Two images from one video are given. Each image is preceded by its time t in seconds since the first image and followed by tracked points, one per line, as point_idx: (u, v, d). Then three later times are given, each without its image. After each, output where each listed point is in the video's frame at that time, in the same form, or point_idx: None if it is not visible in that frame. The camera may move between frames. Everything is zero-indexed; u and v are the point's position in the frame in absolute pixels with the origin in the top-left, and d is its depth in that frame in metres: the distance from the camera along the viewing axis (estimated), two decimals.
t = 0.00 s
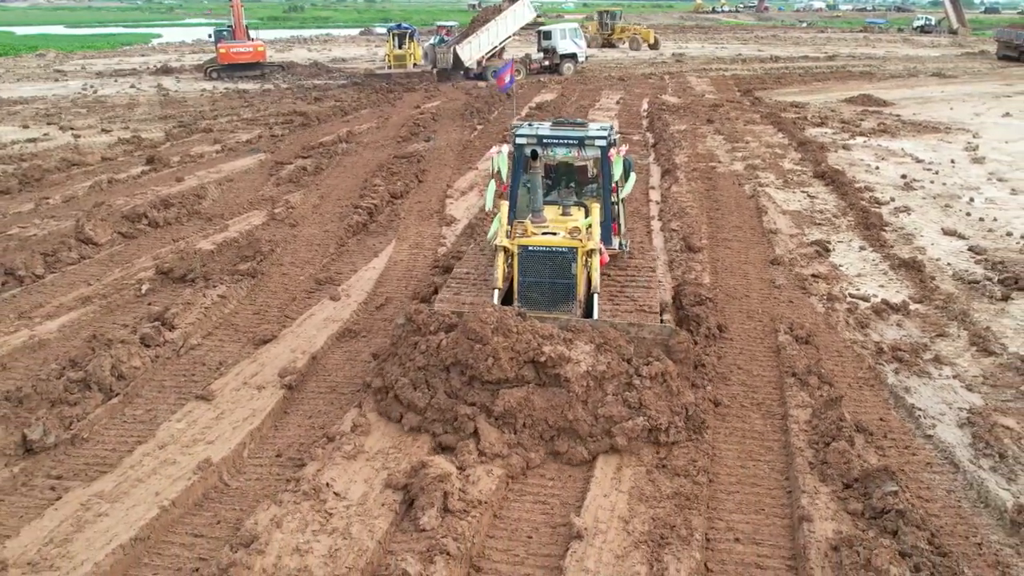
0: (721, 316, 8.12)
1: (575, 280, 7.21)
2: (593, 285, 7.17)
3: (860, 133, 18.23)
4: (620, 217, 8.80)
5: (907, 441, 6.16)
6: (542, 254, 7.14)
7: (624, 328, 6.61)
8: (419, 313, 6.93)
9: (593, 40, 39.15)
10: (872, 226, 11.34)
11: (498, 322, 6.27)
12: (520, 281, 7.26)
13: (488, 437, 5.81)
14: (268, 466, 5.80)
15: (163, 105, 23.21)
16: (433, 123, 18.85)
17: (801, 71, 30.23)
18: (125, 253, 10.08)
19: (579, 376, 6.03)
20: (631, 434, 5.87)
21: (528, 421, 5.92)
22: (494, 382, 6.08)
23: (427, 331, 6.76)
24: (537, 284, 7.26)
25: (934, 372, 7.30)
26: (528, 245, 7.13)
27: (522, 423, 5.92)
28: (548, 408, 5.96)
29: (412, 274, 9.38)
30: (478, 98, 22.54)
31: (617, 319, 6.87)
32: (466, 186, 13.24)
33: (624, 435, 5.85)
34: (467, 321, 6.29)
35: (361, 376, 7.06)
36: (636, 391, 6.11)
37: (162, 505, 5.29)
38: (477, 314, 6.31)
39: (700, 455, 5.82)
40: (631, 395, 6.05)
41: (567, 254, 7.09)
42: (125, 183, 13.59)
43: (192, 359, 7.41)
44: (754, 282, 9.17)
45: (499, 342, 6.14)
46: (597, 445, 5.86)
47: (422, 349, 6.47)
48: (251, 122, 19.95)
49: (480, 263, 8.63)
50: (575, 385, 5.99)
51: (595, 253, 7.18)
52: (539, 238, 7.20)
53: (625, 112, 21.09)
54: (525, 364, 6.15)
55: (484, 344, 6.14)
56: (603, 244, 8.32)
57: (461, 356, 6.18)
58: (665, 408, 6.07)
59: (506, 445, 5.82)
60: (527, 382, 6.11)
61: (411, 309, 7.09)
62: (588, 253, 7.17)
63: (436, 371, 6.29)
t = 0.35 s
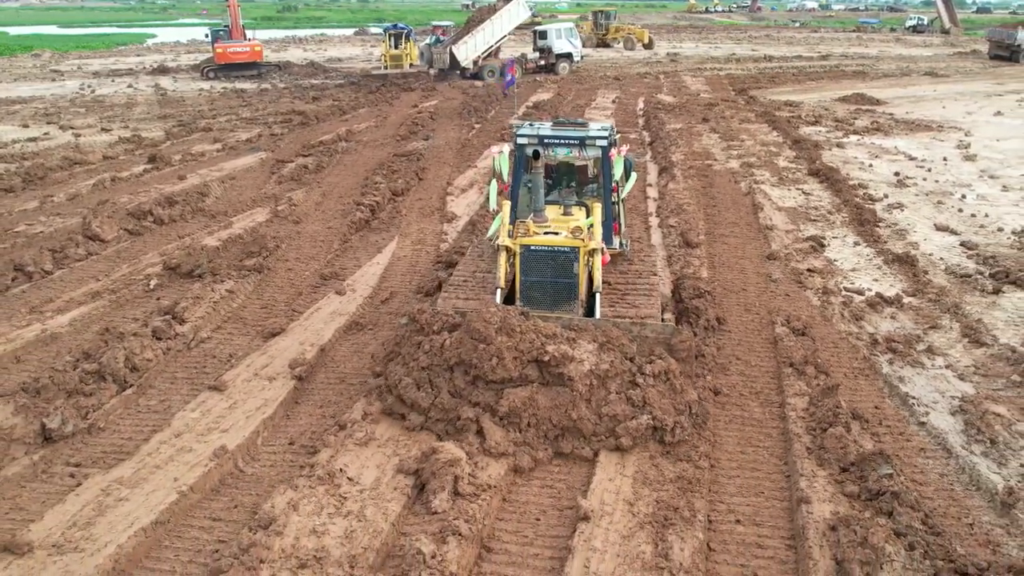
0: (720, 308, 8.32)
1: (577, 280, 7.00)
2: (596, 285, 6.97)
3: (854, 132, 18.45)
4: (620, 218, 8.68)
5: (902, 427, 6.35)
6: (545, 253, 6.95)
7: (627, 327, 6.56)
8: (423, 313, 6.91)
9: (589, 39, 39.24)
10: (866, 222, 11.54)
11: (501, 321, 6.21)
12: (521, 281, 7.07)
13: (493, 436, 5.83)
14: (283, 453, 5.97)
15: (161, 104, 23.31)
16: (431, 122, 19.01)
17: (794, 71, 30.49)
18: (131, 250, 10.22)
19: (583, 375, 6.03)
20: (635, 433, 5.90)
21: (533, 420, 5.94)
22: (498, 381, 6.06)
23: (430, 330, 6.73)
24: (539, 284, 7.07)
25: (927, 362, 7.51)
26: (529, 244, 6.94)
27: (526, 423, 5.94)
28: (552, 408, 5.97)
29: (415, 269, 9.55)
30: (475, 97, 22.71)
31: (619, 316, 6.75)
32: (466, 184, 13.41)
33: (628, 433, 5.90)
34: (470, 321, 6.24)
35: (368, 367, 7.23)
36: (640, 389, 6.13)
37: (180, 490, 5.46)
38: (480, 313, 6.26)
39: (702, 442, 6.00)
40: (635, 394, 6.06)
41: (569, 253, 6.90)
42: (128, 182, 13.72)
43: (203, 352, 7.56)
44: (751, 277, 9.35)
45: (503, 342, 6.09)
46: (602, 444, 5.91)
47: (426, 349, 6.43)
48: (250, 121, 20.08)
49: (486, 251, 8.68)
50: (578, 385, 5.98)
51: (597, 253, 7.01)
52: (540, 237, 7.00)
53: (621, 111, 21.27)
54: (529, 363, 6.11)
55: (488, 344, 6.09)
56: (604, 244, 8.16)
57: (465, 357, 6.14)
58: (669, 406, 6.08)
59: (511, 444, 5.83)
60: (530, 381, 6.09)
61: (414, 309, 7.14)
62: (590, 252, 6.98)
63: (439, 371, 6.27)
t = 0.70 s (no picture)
0: (717, 302, 8.50)
1: (579, 280, 7.00)
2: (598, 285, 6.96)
3: (847, 130, 18.65)
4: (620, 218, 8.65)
5: (896, 416, 6.53)
6: (546, 253, 6.93)
7: (629, 326, 6.62)
8: (426, 314, 6.92)
9: (582, 39, 39.50)
10: (859, 218, 11.73)
11: (504, 322, 6.21)
12: (523, 281, 7.06)
13: (497, 436, 5.83)
14: (295, 441, 6.13)
15: (158, 104, 23.41)
16: (428, 121, 19.15)
17: (787, 70, 30.74)
18: (136, 247, 10.36)
19: (585, 375, 6.05)
20: (639, 433, 5.93)
21: (536, 421, 5.95)
22: (501, 382, 6.07)
23: (433, 330, 6.74)
24: (541, 284, 7.06)
25: (919, 353, 7.70)
26: (531, 244, 6.92)
27: (530, 423, 5.95)
28: (555, 408, 5.99)
29: (418, 265, 9.71)
30: (471, 96, 22.85)
31: (621, 316, 6.79)
32: (465, 182, 13.56)
33: (632, 433, 5.92)
34: (473, 322, 6.25)
35: (375, 359, 7.38)
36: (643, 388, 6.15)
37: (196, 477, 5.60)
38: (483, 314, 6.26)
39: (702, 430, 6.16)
40: (637, 393, 6.08)
41: (571, 253, 6.89)
42: (130, 180, 13.84)
43: (211, 346, 7.70)
44: (747, 272, 9.52)
45: (506, 343, 6.10)
46: (606, 444, 5.93)
47: (428, 350, 6.42)
48: (247, 120, 20.21)
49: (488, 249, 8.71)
50: (581, 385, 6.00)
51: (599, 252, 7.00)
52: (542, 237, 7.00)
53: (616, 110, 21.44)
54: (532, 364, 6.12)
55: (491, 345, 6.10)
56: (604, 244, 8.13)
57: (468, 358, 6.15)
58: (671, 405, 6.13)
59: (515, 444, 5.84)
60: (534, 382, 6.10)
61: (417, 309, 7.16)
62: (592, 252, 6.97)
63: (442, 371, 6.29)
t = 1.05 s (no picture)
0: (716, 296, 8.66)
1: (581, 280, 7.02)
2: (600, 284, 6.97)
3: (841, 129, 18.84)
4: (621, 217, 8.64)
5: (892, 404, 6.69)
6: (549, 252, 6.96)
7: (632, 326, 6.64)
8: (428, 313, 6.89)
9: (577, 39, 39.83)
10: (854, 215, 11.91)
11: (508, 322, 6.22)
12: (525, 280, 7.08)
13: (502, 435, 5.87)
14: (305, 431, 6.26)
15: (156, 104, 23.50)
16: (425, 121, 19.29)
17: (780, 69, 30.98)
18: (141, 244, 10.47)
19: (589, 375, 6.07)
20: (644, 431, 5.94)
21: (541, 421, 5.99)
22: (506, 382, 6.11)
23: (436, 330, 6.73)
24: (543, 283, 7.06)
25: (914, 344, 7.87)
26: (533, 244, 6.95)
27: (535, 423, 5.99)
28: (560, 408, 6.02)
29: (420, 260, 9.87)
30: (468, 96, 22.99)
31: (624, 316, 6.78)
32: (464, 180, 13.71)
33: (637, 432, 5.93)
34: (476, 322, 6.27)
35: (381, 351, 7.52)
36: (647, 387, 6.17)
37: (210, 465, 5.73)
38: (487, 314, 6.27)
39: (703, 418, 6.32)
40: (642, 392, 6.10)
41: (573, 252, 6.93)
42: (132, 178, 13.94)
43: (219, 339, 7.83)
44: (745, 267, 9.69)
45: (509, 344, 6.12)
46: (609, 443, 5.95)
47: (431, 350, 6.44)
48: (245, 120, 20.32)
49: (490, 247, 8.80)
50: (585, 384, 6.02)
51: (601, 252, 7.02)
52: (545, 237, 7.03)
53: (612, 109, 21.60)
54: (536, 363, 6.15)
55: (495, 345, 6.12)
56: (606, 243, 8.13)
57: (472, 358, 6.18)
58: (675, 404, 6.15)
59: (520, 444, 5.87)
60: (538, 382, 6.13)
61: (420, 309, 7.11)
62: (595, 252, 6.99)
63: (445, 371, 6.32)
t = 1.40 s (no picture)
0: (716, 289, 8.81)
1: (585, 278, 7.00)
2: (603, 283, 6.96)
3: (836, 127, 19.01)
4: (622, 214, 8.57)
5: (890, 394, 6.83)
6: (552, 251, 6.94)
7: (636, 323, 6.57)
8: (432, 311, 6.80)
9: (571, 38, 39.95)
10: (850, 210, 12.06)
11: (513, 320, 6.19)
12: (528, 279, 7.07)
13: (509, 434, 5.89)
14: (315, 420, 6.37)
15: (153, 102, 23.58)
16: (423, 119, 19.42)
17: (774, 69, 31.17)
18: (145, 240, 10.57)
19: (595, 373, 6.07)
20: (650, 429, 5.92)
21: (548, 420, 6.00)
22: (512, 381, 6.13)
23: (441, 329, 6.65)
24: (547, 281, 7.04)
25: (910, 336, 8.01)
26: (536, 242, 6.93)
27: (542, 422, 6.00)
28: (566, 408, 6.02)
29: (423, 254, 9.99)
30: (465, 95, 23.11)
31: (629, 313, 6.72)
32: (463, 177, 13.82)
33: (643, 430, 5.92)
34: (481, 321, 6.24)
35: (387, 343, 7.63)
36: (652, 384, 6.16)
37: (223, 453, 5.84)
38: (491, 313, 6.25)
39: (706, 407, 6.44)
40: (647, 388, 6.11)
41: (576, 251, 6.91)
42: (133, 176, 14.03)
43: (226, 332, 7.93)
44: (743, 261, 9.82)
45: (515, 342, 6.11)
46: (615, 440, 5.95)
47: (436, 349, 6.42)
48: (244, 118, 20.43)
49: (493, 243, 8.89)
50: (591, 382, 6.03)
51: (604, 250, 7.00)
52: (549, 235, 7.00)
53: (608, 107, 21.75)
54: (542, 362, 6.15)
55: (500, 344, 6.10)
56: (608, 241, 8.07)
57: (477, 357, 6.16)
58: (680, 401, 6.14)
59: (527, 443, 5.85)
60: (544, 380, 6.14)
61: (424, 307, 7.01)
62: (598, 250, 6.97)
63: (450, 370, 6.31)
